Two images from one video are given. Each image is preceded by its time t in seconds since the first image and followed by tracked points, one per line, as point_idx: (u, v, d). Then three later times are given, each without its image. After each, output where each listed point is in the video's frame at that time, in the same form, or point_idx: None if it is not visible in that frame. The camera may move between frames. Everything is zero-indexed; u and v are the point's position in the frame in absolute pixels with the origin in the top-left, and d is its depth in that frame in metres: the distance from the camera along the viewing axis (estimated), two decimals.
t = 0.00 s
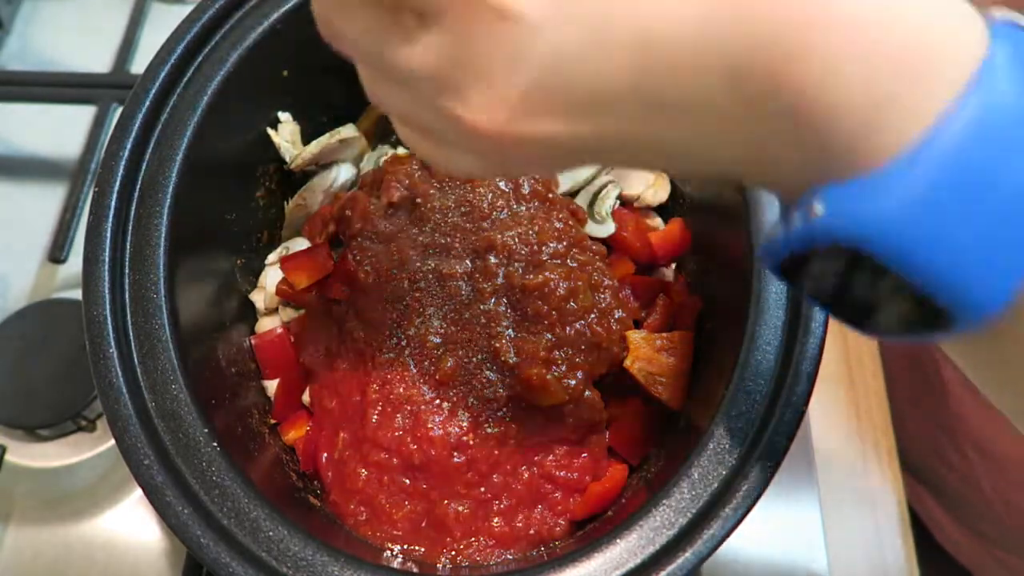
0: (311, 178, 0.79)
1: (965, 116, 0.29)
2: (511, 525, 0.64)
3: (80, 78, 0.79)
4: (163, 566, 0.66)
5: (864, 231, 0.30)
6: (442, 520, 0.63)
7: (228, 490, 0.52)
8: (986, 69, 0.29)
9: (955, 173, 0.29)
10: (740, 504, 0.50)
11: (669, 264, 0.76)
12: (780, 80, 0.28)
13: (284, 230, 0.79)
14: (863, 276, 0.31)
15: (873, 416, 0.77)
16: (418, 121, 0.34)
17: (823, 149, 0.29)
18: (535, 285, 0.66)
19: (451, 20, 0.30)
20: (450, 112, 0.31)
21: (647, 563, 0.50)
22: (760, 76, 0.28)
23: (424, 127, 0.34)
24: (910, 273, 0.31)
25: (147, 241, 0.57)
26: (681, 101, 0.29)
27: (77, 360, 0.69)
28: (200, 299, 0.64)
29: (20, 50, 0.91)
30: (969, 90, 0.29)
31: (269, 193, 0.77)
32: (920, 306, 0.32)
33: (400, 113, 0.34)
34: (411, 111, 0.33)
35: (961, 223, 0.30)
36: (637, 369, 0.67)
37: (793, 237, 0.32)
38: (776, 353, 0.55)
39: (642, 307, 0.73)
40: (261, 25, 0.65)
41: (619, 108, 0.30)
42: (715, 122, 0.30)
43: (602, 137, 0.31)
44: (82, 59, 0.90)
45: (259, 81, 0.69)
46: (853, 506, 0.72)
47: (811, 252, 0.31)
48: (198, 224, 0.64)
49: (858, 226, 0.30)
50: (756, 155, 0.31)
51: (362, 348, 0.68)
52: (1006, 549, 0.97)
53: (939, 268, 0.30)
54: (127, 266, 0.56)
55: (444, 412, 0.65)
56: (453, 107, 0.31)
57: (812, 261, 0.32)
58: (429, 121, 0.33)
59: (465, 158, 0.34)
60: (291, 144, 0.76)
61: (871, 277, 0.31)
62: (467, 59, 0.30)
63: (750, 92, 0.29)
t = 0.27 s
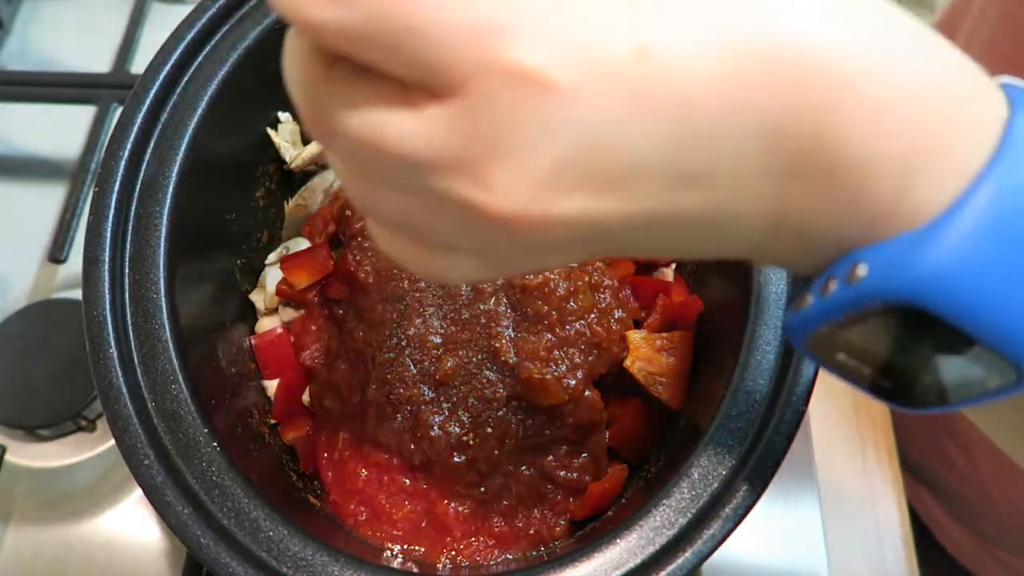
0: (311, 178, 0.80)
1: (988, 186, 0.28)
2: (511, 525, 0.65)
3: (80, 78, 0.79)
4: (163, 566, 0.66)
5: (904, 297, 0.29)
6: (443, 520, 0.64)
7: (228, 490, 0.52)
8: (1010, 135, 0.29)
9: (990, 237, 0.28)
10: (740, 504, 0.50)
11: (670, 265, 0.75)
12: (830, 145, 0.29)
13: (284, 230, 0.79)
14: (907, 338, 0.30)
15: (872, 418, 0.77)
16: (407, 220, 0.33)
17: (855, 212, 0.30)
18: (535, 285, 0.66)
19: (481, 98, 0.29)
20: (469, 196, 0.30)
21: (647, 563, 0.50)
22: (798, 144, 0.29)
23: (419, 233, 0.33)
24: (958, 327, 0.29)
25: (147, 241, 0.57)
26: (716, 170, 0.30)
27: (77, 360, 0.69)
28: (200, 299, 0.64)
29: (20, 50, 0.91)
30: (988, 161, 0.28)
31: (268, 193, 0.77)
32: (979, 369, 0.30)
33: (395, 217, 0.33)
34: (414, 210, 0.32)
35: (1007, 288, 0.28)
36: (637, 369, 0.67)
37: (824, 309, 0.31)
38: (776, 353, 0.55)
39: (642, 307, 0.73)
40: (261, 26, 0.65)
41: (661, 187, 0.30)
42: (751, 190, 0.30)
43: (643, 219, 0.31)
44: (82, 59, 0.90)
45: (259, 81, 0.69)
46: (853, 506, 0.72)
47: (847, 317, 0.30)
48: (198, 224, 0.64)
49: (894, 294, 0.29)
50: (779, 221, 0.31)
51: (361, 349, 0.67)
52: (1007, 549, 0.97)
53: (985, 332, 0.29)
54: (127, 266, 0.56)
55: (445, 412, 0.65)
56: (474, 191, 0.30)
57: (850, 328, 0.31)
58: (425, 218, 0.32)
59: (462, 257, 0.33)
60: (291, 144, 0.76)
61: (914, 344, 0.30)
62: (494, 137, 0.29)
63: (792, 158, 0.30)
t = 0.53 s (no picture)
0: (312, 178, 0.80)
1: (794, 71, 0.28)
2: (511, 525, 0.64)
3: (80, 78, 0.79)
4: (163, 566, 0.66)
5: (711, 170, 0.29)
6: (442, 520, 0.63)
7: (228, 490, 0.52)
8: (812, 26, 0.28)
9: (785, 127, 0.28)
10: (740, 505, 0.50)
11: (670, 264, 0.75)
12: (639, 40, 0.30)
13: (284, 230, 0.79)
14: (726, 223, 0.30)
15: (873, 417, 0.77)
16: (288, 102, 0.35)
17: (675, 97, 0.31)
18: (534, 285, 0.67)
19: None
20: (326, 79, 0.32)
21: (648, 563, 0.50)
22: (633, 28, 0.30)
23: (300, 117, 0.36)
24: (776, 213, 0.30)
25: (147, 242, 0.57)
26: (552, 59, 0.31)
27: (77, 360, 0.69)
28: (200, 299, 0.64)
29: (20, 50, 0.91)
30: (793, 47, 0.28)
31: (268, 193, 0.77)
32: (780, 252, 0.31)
33: (274, 102, 0.36)
34: (286, 92, 0.35)
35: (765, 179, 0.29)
36: (637, 369, 0.67)
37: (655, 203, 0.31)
38: (776, 353, 0.55)
39: (642, 307, 0.73)
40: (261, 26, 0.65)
41: (488, 74, 0.31)
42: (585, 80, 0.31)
43: (474, 111, 0.32)
44: (82, 59, 0.90)
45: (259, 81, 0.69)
46: (853, 506, 0.72)
47: (677, 207, 0.31)
48: (199, 224, 0.64)
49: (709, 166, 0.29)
50: (617, 112, 0.32)
51: (361, 349, 0.67)
52: (1009, 549, 0.97)
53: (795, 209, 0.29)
54: (127, 266, 0.56)
55: (445, 412, 0.65)
56: (321, 64, 0.32)
57: (681, 220, 0.31)
58: (298, 101, 0.35)
59: (334, 137, 0.36)
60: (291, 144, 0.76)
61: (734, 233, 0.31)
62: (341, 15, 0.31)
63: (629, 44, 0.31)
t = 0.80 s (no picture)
0: (310, 178, 0.79)
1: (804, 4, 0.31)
2: (511, 525, 0.64)
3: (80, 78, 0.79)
4: (163, 566, 0.66)
5: (709, 95, 0.32)
6: (442, 520, 0.63)
7: (227, 490, 0.52)
8: None
9: (789, 58, 0.31)
10: (740, 505, 0.50)
11: (669, 265, 0.76)
12: None
13: (284, 230, 0.79)
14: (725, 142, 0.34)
15: (872, 417, 0.77)
16: None
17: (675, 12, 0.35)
18: (535, 285, 0.67)
19: None
20: None
21: (648, 563, 0.50)
22: None
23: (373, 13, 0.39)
24: (764, 141, 0.33)
25: (147, 242, 0.57)
26: None
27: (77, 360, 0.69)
28: (200, 299, 0.64)
29: (20, 50, 0.91)
30: None
31: (268, 193, 0.77)
32: (775, 171, 0.34)
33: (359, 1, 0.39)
34: None
35: (764, 104, 0.32)
36: (637, 369, 0.66)
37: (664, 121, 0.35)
38: (775, 353, 0.55)
39: (642, 307, 0.72)
40: (261, 26, 0.65)
41: None
42: None
43: None
44: (82, 58, 0.90)
45: (259, 81, 0.69)
46: (852, 506, 0.72)
47: (680, 125, 0.34)
48: (198, 224, 0.64)
49: (707, 93, 0.32)
50: None
51: (361, 349, 0.68)
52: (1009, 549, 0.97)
53: (775, 136, 0.32)
54: (127, 266, 0.56)
55: (444, 412, 0.64)
56: None
57: (682, 139, 0.35)
58: None
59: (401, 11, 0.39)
60: (291, 144, 0.76)
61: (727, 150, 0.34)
62: None
63: None
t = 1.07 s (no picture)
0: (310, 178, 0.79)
1: (947, 8, 0.30)
2: (511, 525, 0.64)
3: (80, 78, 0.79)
4: (163, 566, 0.66)
5: (836, 117, 0.32)
6: (442, 520, 0.63)
7: (227, 490, 0.52)
8: None
9: (927, 65, 0.30)
10: (740, 505, 0.50)
11: (669, 265, 0.76)
12: None
13: (284, 230, 0.79)
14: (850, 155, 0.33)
15: (872, 418, 0.77)
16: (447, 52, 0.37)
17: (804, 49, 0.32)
18: (535, 285, 0.67)
19: None
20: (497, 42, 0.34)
21: (648, 563, 0.50)
22: None
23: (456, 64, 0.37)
24: (884, 154, 0.32)
25: (147, 242, 0.57)
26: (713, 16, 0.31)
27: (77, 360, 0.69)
28: (200, 299, 0.64)
29: (20, 50, 0.92)
30: None
31: (268, 192, 0.77)
32: (898, 196, 0.34)
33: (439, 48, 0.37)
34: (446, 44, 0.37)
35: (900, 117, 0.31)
36: (637, 369, 0.67)
37: (781, 131, 0.34)
38: (776, 354, 0.55)
39: (641, 307, 0.72)
40: (261, 26, 0.65)
41: (642, 36, 0.32)
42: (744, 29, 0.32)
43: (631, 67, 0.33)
44: (82, 59, 0.91)
45: (258, 81, 0.69)
46: (853, 506, 0.72)
47: (802, 137, 0.34)
48: (198, 224, 0.64)
49: (837, 109, 0.31)
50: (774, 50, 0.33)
51: (362, 348, 0.68)
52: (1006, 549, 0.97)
53: (907, 145, 0.32)
54: (127, 266, 0.56)
55: (444, 413, 0.64)
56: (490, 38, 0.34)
57: (806, 149, 0.34)
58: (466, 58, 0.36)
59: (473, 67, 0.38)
60: (291, 143, 0.76)
61: (848, 161, 0.34)
62: None
63: None
